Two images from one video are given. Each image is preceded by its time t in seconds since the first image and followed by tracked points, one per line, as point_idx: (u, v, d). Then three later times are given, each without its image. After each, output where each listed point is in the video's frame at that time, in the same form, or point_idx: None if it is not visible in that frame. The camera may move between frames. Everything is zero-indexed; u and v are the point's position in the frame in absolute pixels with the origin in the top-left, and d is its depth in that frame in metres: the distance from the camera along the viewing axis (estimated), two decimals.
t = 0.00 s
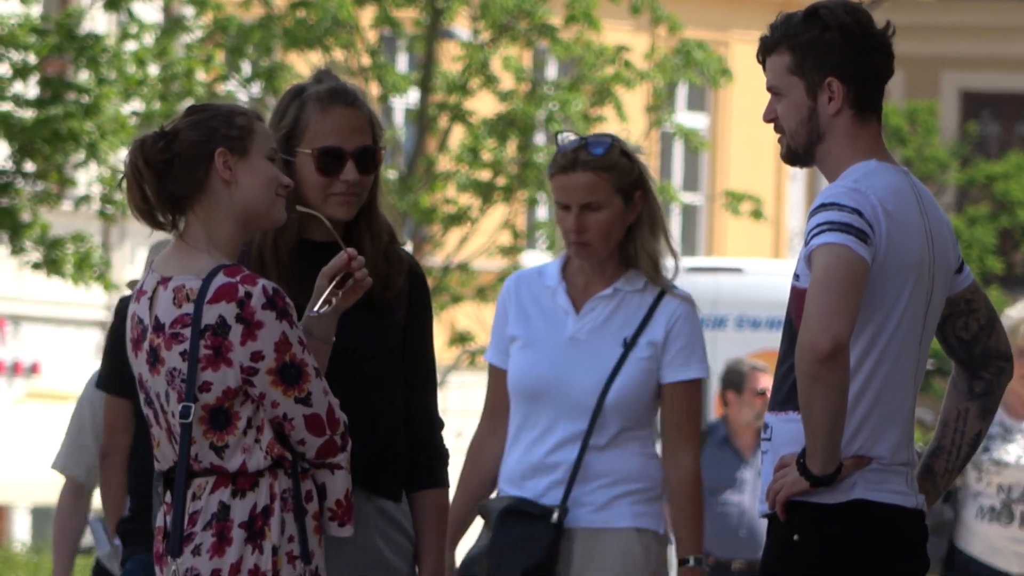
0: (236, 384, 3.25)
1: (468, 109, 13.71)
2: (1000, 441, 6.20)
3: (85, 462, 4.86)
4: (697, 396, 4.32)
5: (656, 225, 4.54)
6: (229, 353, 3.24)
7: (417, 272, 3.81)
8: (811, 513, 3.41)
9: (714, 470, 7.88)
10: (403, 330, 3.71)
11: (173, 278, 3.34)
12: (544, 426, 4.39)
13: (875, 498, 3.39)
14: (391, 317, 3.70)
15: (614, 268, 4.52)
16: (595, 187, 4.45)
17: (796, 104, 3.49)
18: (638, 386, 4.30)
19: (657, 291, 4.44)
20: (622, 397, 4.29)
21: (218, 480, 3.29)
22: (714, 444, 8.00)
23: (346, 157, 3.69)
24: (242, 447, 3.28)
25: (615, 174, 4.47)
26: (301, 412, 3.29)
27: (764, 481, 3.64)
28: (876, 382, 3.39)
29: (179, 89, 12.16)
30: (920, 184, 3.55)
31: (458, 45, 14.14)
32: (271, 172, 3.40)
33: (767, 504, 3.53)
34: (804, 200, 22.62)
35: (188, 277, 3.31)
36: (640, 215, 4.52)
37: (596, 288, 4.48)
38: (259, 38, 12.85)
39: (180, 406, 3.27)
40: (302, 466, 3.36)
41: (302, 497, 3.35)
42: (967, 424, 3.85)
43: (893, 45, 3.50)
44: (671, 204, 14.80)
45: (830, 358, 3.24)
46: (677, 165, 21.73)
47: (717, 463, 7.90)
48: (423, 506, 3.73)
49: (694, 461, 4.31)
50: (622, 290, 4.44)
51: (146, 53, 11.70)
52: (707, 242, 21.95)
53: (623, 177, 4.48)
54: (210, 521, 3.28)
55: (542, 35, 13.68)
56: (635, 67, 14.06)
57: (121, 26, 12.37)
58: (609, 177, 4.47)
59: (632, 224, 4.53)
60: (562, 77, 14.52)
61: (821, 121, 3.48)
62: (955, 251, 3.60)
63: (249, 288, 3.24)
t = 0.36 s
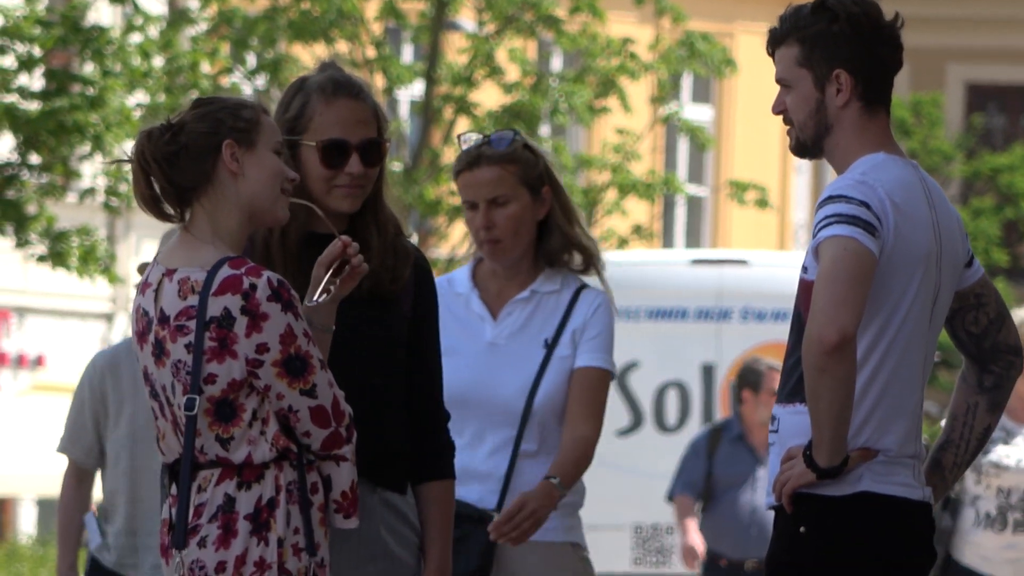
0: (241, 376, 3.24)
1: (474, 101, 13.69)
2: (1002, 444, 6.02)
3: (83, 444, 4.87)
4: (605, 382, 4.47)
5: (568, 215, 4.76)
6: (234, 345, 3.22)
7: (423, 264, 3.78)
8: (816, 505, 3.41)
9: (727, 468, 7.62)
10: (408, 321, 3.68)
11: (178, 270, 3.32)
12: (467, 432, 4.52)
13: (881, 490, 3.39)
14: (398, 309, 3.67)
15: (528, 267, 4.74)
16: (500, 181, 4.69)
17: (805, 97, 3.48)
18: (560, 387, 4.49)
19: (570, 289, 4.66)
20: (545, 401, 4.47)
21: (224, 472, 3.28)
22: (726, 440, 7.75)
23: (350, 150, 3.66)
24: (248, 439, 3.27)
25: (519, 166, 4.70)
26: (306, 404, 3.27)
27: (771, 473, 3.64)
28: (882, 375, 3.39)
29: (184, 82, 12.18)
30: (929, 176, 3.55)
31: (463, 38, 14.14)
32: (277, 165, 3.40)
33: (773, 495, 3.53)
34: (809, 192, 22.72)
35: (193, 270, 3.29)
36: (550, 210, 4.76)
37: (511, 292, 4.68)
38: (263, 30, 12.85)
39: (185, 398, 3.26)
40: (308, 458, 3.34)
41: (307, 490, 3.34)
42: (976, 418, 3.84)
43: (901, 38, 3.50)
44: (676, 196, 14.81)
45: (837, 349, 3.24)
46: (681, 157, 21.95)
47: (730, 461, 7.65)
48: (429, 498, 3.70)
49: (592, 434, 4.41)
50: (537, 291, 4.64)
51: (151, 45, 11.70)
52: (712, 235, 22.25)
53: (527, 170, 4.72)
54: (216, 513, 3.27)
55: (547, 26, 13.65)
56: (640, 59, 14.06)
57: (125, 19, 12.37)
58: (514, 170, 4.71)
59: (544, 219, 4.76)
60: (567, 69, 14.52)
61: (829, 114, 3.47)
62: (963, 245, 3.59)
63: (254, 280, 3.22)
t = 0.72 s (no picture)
0: (250, 378, 3.23)
1: (484, 103, 13.67)
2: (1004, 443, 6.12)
3: (72, 465, 4.76)
4: (519, 369, 4.37)
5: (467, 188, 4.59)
6: (243, 347, 3.22)
7: (432, 266, 3.76)
8: (825, 508, 3.39)
9: (745, 465, 7.87)
10: (417, 323, 3.66)
11: (186, 273, 3.31)
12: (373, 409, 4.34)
13: (892, 492, 3.38)
14: (407, 312, 3.64)
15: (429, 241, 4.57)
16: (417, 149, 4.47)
17: (816, 99, 3.47)
18: (474, 373, 4.35)
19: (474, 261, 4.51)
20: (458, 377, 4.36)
21: (233, 474, 3.26)
22: (742, 438, 7.90)
23: (357, 152, 3.64)
24: (257, 441, 3.25)
25: (427, 132, 4.50)
26: (315, 406, 3.27)
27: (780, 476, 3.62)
28: (893, 377, 3.38)
29: (194, 84, 12.17)
30: (940, 179, 3.53)
31: (473, 40, 14.15)
32: (284, 166, 3.40)
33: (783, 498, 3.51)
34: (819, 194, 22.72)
35: (201, 272, 3.28)
36: (453, 179, 4.57)
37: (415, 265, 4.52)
38: (274, 32, 12.86)
39: (194, 400, 3.25)
40: (317, 459, 3.33)
41: (316, 491, 3.32)
42: (987, 421, 3.83)
43: (913, 40, 3.49)
44: (686, 198, 14.83)
45: (848, 352, 3.23)
46: (691, 160, 21.98)
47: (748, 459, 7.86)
48: (438, 500, 3.69)
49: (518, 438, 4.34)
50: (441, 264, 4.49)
51: (161, 47, 11.70)
52: (722, 237, 22.31)
53: (433, 136, 4.51)
54: (225, 515, 3.25)
55: (557, 29, 13.65)
56: (650, 62, 14.07)
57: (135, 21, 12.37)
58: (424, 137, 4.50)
59: (446, 189, 4.57)
60: (576, 71, 14.53)
61: (840, 116, 3.46)
62: (974, 248, 3.58)
63: (262, 282, 3.22)
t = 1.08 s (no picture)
0: (254, 383, 3.22)
1: (487, 111, 13.69)
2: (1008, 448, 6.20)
3: (35, 452, 5.32)
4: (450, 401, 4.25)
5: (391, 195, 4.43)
6: (247, 352, 3.21)
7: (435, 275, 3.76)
8: (828, 513, 3.40)
9: (742, 475, 7.77)
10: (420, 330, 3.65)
11: (189, 279, 3.31)
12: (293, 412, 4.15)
13: (895, 499, 3.37)
14: (408, 319, 3.62)
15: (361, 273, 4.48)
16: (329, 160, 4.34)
17: (819, 105, 3.48)
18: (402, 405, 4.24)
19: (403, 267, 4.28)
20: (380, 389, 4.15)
21: (235, 480, 3.27)
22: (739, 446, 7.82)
23: (357, 160, 3.63)
24: (260, 446, 3.25)
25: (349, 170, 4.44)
26: (319, 411, 3.24)
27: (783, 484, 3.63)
28: (897, 383, 3.37)
29: (198, 92, 12.20)
30: (943, 186, 3.53)
31: (477, 47, 14.17)
32: (287, 175, 3.41)
33: (785, 504, 3.52)
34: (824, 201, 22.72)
35: (205, 278, 3.29)
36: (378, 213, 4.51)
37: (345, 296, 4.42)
38: (277, 40, 12.90)
39: (198, 405, 3.25)
40: (319, 466, 3.32)
41: (319, 498, 3.32)
42: (990, 428, 3.81)
43: (916, 46, 3.49)
44: (690, 205, 14.84)
45: (853, 359, 3.22)
46: (695, 166, 22.02)
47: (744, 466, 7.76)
48: (442, 508, 3.68)
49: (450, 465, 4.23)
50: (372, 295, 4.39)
51: (165, 55, 11.71)
52: (726, 242, 22.35)
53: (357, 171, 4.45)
54: (227, 521, 3.26)
55: (561, 36, 13.67)
56: (653, 68, 14.08)
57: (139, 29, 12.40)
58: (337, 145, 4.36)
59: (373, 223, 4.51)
60: (580, 78, 14.54)
61: (843, 122, 3.47)
62: (977, 255, 3.59)
63: (267, 287, 3.22)
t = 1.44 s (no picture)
0: (249, 386, 3.20)
1: (481, 115, 13.71)
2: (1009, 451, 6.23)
3: (10, 455, 5.37)
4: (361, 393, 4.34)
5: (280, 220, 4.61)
6: (241, 356, 3.19)
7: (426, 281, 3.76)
8: (826, 517, 3.39)
9: (740, 477, 7.68)
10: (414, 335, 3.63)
11: (181, 284, 3.29)
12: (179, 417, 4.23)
13: (890, 503, 3.38)
14: (403, 323, 3.61)
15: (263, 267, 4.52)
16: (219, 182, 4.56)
17: (812, 109, 3.49)
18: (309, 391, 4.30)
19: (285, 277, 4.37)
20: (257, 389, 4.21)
21: (230, 486, 3.24)
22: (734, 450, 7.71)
23: (348, 166, 3.63)
24: (255, 449, 3.23)
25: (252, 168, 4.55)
26: (315, 413, 3.24)
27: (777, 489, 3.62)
28: (889, 389, 3.38)
29: (192, 96, 12.20)
30: (936, 191, 3.54)
31: (471, 51, 14.18)
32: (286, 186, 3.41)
33: (781, 509, 3.51)
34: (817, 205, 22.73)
35: (197, 283, 3.26)
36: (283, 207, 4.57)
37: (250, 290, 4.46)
38: (271, 45, 12.94)
39: (191, 410, 3.21)
40: (314, 468, 3.33)
41: (314, 502, 3.32)
42: (984, 433, 3.84)
43: (910, 50, 3.50)
44: (684, 210, 14.87)
45: (846, 363, 3.23)
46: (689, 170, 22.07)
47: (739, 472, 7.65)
48: (436, 512, 3.67)
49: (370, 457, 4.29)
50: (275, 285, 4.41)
51: (159, 60, 11.70)
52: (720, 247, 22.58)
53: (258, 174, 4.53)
54: (222, 527, 3.22)
55: (555, 40, 13.69)
56: (647, 73, 14.11)
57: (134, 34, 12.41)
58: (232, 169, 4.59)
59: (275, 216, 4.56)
60: (574, 82, 14.56)
61: (836, 126, 3.47)
62: (971, 260, 3.60)
63: (260, 290, 3.21)
